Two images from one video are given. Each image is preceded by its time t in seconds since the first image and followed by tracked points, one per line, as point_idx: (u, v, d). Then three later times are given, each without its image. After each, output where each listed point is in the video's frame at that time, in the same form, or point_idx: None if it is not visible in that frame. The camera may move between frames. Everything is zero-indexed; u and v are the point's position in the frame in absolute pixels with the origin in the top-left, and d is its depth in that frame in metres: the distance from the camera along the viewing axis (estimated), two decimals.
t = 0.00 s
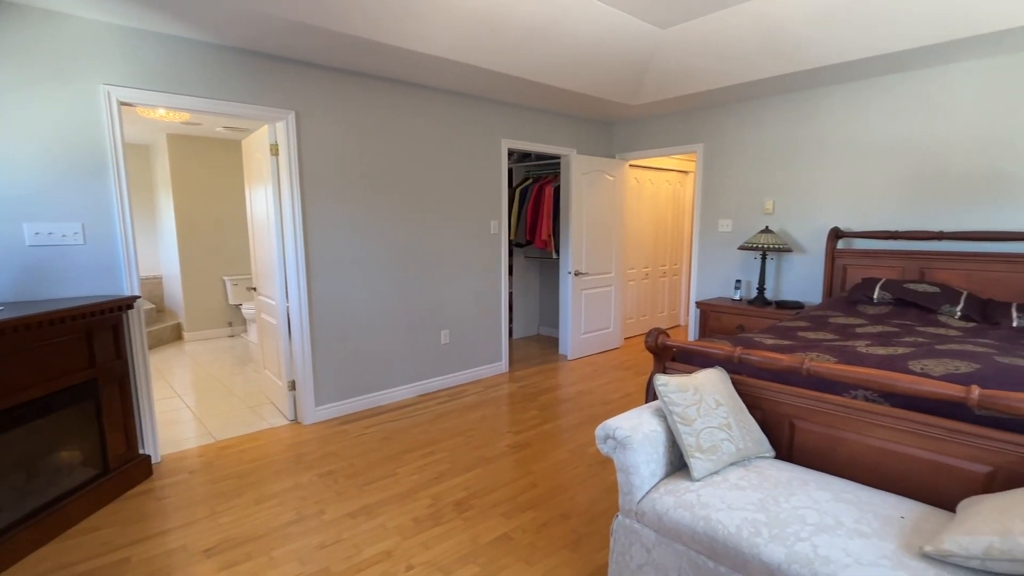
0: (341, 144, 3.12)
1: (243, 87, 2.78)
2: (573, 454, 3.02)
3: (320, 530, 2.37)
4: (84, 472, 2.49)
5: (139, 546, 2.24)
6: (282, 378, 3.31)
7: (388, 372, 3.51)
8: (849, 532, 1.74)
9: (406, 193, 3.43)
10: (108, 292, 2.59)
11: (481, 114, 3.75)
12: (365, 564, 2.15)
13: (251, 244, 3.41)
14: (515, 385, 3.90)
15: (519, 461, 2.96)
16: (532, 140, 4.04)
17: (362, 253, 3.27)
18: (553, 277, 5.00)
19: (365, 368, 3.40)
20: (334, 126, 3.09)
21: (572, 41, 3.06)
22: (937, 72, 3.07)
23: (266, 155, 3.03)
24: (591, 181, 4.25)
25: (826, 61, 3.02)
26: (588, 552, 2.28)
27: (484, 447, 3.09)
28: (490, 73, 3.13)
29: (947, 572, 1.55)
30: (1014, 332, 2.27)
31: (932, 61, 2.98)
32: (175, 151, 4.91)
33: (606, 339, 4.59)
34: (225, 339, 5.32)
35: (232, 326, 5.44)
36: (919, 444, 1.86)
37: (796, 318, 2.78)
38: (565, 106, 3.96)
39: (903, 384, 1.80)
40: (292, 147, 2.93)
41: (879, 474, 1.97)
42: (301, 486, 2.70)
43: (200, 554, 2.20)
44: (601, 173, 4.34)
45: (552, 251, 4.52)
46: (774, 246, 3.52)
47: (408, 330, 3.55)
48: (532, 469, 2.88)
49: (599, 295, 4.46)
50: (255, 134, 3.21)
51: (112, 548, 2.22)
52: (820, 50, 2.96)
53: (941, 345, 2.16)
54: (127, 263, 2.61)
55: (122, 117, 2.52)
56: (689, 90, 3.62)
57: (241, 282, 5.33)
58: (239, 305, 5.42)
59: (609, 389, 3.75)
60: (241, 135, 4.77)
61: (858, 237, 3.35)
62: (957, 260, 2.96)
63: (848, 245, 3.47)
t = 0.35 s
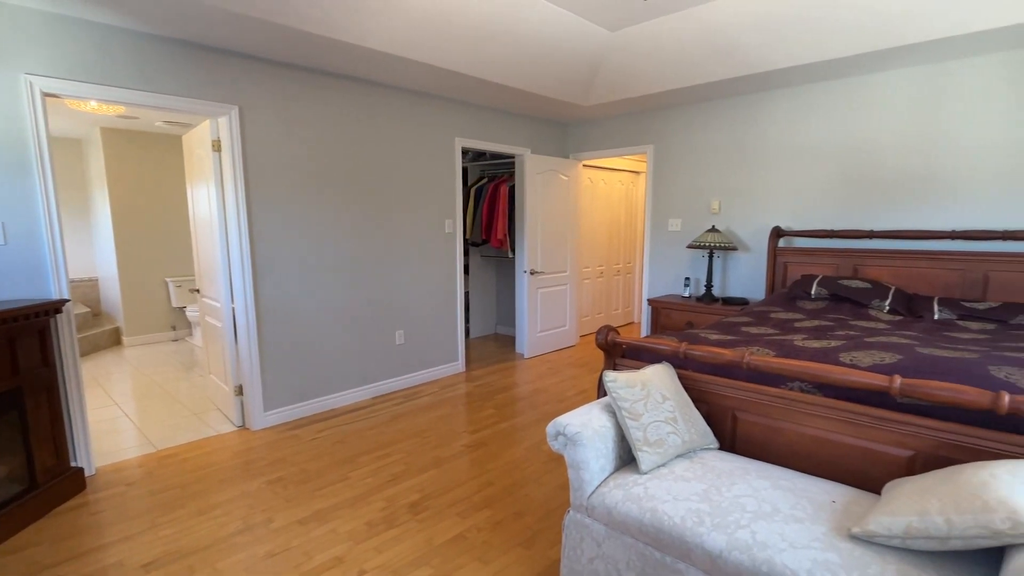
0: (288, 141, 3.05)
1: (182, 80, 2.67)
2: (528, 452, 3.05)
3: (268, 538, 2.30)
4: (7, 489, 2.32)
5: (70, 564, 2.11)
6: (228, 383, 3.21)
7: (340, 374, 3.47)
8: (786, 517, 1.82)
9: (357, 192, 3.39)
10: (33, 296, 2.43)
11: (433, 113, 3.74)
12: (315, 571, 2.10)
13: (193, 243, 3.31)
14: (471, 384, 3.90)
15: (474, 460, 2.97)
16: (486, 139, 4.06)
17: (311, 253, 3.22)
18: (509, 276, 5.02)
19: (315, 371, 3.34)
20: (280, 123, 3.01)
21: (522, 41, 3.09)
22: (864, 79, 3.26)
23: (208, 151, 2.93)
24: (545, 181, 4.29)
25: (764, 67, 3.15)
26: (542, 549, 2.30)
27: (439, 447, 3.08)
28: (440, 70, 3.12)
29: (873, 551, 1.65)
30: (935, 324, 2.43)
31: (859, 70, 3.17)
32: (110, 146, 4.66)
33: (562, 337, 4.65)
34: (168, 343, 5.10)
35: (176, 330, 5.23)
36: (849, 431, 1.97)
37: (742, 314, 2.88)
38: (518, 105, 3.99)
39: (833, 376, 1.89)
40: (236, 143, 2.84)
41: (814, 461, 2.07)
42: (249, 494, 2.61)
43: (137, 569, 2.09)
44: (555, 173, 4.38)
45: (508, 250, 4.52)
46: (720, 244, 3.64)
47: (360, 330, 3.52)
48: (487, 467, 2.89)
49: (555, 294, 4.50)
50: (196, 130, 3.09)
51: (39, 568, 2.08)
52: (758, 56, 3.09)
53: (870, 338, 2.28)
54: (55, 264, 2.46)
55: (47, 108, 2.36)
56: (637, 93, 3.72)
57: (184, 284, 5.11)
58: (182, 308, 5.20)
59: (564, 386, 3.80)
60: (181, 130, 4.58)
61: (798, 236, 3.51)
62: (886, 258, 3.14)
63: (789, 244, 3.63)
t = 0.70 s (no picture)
0: (232, 137, 2.95)
1: (116, 71, 2.53)
2: (484, 452, 3.05)
3: (214, 550, 2.21)
4: None
5: None
6: (170, 389, 3.08)
7: (290, 378, 3.39)
8: (728, 507, 1.88)
9: (306, 190, 3.32)
10: None
11: (385, 111, 3.71)
12: None
13: (130, 244, 3.15)
14: (427, 385, 3.88)
15: (430, 461, 2.95)
16: (439, 137, 4.05)
17: (257, 253, 3.13)
18: (466, 276, 5.01)
19: (264, 375, 3.25)
20: (223, 118, 2.91)
21: (474, 38, 3.09)
22: (801, 86, 3.41)
23: (145, 147, 2.79)
24: (500, 180, 4.29)
25: (709, 71, 3.25)
26: (496, 548, 2.30)
27: (394, 450, 3.04)
28: (391, 67, 3.09)
29: (807, 535, 1.73)
30: (867, 318, 2.57)
31: (796, 76, 3.32)
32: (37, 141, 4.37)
33: (519, 336, 4.67)
34: (107, 349, 4.85)
35: (114, 335, 4.98)
36: (787, 422, 2.05)
37: (691, 310, 2.97)
38: (472, 104, 3.99)
39: (772, 369, 1.97)
40: (175, 139, 2.72)
41: (755, 452, 2.15)
42: (193, 505, 2.50)
43: None
44: (510, 172, 4.40)
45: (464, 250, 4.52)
46: (670, 244, 3.74)
47: (310, 331, 3.46)
48: (442, 468, 2.88)
49: (512, 293, 4.52)
50: (131, 124, 2.95)
51: None
52: (702, 60, 3.19)
53: (807, 332, 2.39)
54: None
55: None
56: (588, 95, 3.78)
57: (123, 286, 4.86)
58: (121, 312, 4.95)
59: (521, 385, 3.82)
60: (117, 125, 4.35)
61: (743, 235, 3.64)
62: (824, 255, 3.30)
63: (735, 242, 3.76)
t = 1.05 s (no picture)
0: (171, 132, 2.83)
1: (40, 58, 2.37)
2: (440, 453, 3.04)
3: (154, 564, 2.10)
4: None
5: None
6: (107, 398, 2.92)
7: (238, 382, 3.29)
8: (674, 499, 1.93)
9: (252, 188, 3.23)
10: None
11: (335, 108, 3.64)
12: None
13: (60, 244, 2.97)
14: (382, 387, 3.84)
15: (384, 464, 2.91)
16: (392, 135, 4.01)
17: (201, 253, 3.02)
18: (424, 276, 4.97)
19: (210, 380, 3.14)
20: (162, 112, 2.79)
21: (425, 35, 3.08)
22: (744, 90, 3.53)
23: (75, 141, 2.64)
24: (455, 179, 4.27)
25: (657, 75, 3.32)
26: (450, 549, 2.29)
27: (347, 454, 2.99)
28: (340, 63, 3.03)
29: (747, 523, 1.79)
30: (806, 314, 2.69)
31: (739, 81, 3.44)
32: None
33: (476, 336, 4.67)
34: (38, 356, 4.58)
35: (46, 341, 4.70)
36: (730, 414, 2.13)
37: (643, 308, 3.03)
38: (425, 102, 3.97)
39: (715, 364, 2.03)
40: (108, 133, 2.59)
41: (701, 444, 2.21)
42: (131, 518, 2.37)
43: None
44: (466, 171, 4.38)
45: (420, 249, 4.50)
46: (623, 244, 3.84)
47: (259, 334, 3.36)
48: (397, 470, 2.86)
49: (468, 293, 4.51)
50: (59, 117, 2.78)
51: None
52: (650, 64, 3.27)
53: (750, 327, 2.48)
54: None
55: None
56: (540, 96, 3.82)
57: (55, 289, 4.59)
58: (53, 316, 4.67)
59: (479, 384, 3.83)
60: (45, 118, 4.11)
61: (692, 234, 3.75)
62: (767, 254, 3.44)
63: (684, 241, 3.87)
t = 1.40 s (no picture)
0: (112, 127, 2.72)
1: None
2: (400, 454, 3.01)
3: None
4: None
5: None
6: (44, 407, 2.77)
7: (189, 387, 3.20)
8: (628, 493, 1.97)
9: (201, 186, 3.14)
10: None
11: (288, 104, 3.57)
12: None
13: None
14: (341, 389, 3.80)
15: (342, 468, 2.87)
16: (349, 133, 3.96)
17: (146, 252, 2.91)
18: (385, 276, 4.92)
19: (158, 384, 3.04)
20: (102, 106, 2.68)
21: (382, 32, 3.04)
22: (696, 93, 3.63)
23: (6, 136, 2.50)
24: (415, 178, 4.24)
25: (613, 76, 3.37)
26: (409, 552, 2.27)
27: (305, 458, 2.93)
28: (293, 59, 2.97)
29: (697, 514, 1.84)
30: (756, 310, 2.79)
31: (691, 84, 3.53)
32: None
33: (438, 336, 4.66)
34: None
35: None
36: (682, 409, 2.18)
37: (601, 306, 3.08)
38: (382, 100, 3.93)
39: (667, 360, 2.08)
40: (43, 127, 2.47)
41: (655, 439, 2.26)
42: (71, 532, 2.25)
43: None
44: (425, 170, 4.36)
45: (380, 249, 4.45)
46: (582, 243, 3.89)
47: (210, 337, 3.28)
48: (356, 473, 2.82)
49: (430, 292, 4.49)
50: None
51: None
52: (605, 67, 3.32)
53: (703, 324, 2.55)
54: None
55: None
56: (498, 96, 3.83)
57: None
58: None
59: (440, 384, 3.82)
60: None
61: (649, 233, 3.83)
62: (720, 253, 3.54)
63: (642, 240, 3.95)
